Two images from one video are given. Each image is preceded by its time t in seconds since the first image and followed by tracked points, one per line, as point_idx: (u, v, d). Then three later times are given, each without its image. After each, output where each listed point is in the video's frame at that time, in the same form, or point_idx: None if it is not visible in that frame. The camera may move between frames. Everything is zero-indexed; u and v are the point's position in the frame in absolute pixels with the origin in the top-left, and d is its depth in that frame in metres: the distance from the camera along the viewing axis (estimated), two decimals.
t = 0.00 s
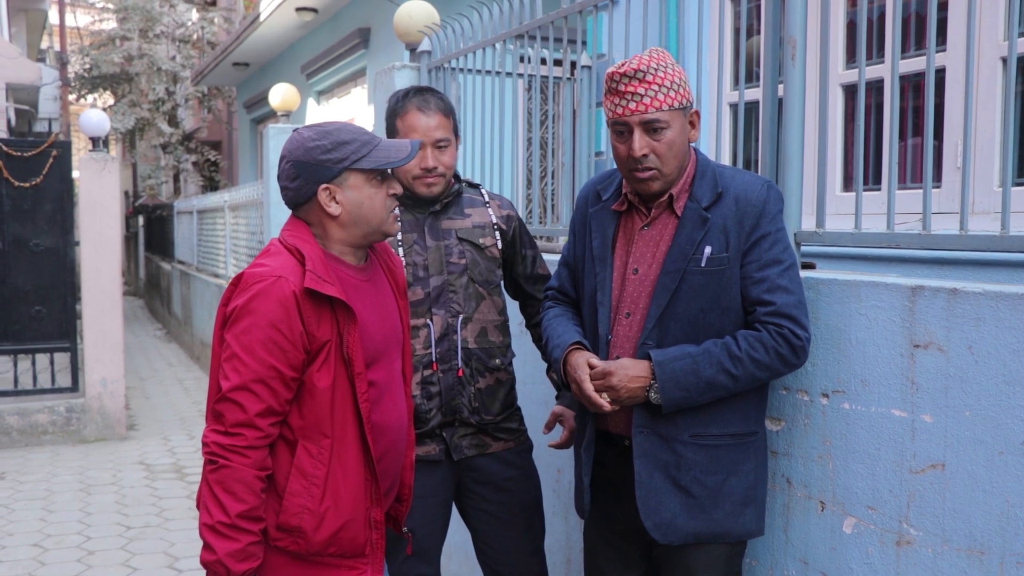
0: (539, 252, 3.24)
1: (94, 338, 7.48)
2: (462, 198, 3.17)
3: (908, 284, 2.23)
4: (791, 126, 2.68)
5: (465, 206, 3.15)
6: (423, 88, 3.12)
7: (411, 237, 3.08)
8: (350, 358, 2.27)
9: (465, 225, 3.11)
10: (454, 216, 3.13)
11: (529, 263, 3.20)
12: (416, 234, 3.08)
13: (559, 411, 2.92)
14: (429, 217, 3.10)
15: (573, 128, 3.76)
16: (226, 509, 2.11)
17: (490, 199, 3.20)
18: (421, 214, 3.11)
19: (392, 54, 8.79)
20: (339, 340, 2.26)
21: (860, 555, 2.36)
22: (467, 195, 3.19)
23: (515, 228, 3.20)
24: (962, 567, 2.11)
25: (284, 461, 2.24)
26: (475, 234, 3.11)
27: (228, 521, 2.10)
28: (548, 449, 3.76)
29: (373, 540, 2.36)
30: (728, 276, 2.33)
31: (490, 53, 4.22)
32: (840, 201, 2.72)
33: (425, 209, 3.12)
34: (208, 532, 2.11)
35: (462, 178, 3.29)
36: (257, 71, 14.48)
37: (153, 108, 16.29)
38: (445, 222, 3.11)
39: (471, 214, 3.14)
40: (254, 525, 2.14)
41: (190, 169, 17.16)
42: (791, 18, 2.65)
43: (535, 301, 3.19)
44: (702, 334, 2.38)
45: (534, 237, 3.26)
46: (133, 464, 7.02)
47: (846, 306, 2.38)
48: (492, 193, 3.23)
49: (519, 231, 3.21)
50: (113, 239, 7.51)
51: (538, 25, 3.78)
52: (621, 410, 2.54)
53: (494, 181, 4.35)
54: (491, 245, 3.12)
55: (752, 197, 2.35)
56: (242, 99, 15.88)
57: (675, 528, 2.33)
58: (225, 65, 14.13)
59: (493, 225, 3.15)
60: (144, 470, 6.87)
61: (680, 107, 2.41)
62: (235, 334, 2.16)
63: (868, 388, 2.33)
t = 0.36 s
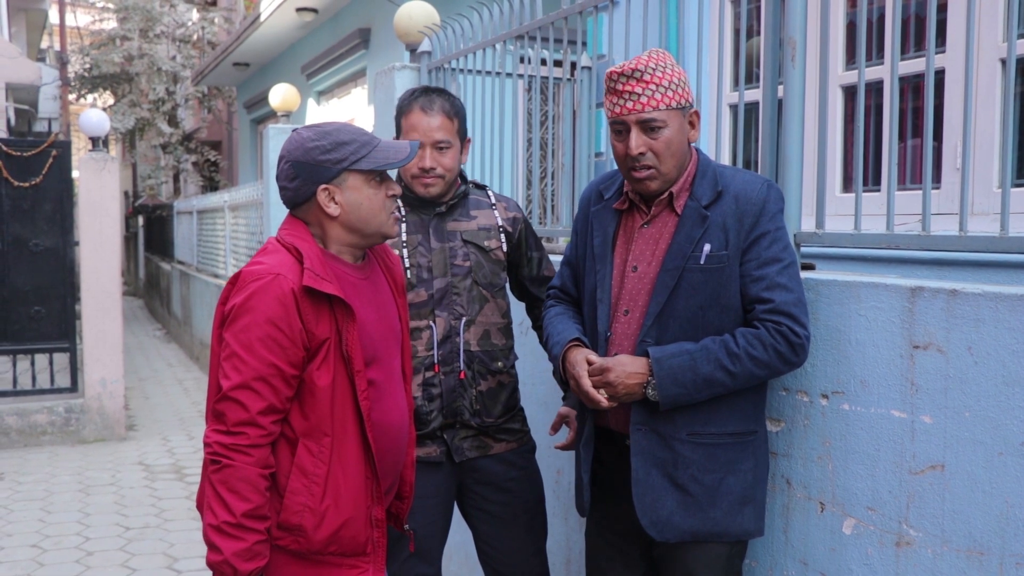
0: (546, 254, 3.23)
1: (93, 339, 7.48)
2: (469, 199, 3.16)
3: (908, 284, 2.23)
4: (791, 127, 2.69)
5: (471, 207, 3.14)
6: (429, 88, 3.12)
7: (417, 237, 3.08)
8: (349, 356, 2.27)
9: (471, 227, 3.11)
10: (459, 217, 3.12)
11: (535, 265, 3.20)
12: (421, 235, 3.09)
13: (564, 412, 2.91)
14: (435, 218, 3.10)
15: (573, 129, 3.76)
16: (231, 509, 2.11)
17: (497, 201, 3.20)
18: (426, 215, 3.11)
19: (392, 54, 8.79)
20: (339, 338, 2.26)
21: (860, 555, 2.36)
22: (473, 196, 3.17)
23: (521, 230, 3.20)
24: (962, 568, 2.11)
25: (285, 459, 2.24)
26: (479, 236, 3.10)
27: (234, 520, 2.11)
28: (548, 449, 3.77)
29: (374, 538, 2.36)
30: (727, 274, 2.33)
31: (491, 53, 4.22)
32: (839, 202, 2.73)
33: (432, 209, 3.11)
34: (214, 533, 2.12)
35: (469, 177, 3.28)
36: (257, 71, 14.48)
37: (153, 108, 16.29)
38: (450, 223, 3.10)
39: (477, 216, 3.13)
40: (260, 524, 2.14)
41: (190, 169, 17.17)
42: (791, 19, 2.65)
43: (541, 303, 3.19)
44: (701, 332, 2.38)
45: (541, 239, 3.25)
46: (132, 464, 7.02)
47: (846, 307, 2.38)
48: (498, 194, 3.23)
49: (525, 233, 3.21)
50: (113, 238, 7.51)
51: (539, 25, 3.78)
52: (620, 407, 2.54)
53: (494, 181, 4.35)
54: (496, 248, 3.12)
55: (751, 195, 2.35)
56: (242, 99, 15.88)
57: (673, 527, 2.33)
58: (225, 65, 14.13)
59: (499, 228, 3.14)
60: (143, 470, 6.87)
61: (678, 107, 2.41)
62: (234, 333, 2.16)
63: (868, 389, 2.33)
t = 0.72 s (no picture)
0: (544, 254, 3.24)
1: (90, 339, 7.47)
2: (466, 201, 3.16)
3: (905, 285, 2.23)
4: (788, 128, 2.69)
5: (468, 209, 3.14)
6: (426, 87, 3.11)
7: (415, 240, 3.08)
8: (347, 357, 2.27)
9: (468, 229, 3.11)
10: (457, 220, 3.11)
11: (534, 265, 3.20)
12: (419, 238, 3.08)
13: (562, 412, 2.89)
14: (432, 221, 3.10)
15: (570, 130, 3.76)
16: (232, 512, 2.10)
17: (495, 203, 3.19)
18: (424, 217, 3.11)
19: (390, 55, 8.79)
20: (337, 340, 2.26)
21: (857, 556, 2.36)
22: (470, 198, 3.17)
23: (520, 231, 3.20)
24: (958, 569, 2.11)
25: (282, 461, 2.24)
26: (478, 238, 3.11)
27: (234, 523, 2.10)
28: (545, 450, 3.77)
29: (371, 539, 2.36)
30: (725, 274, 2.33)
31: (489, 54, 4.22)
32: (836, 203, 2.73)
33: (428, 213, 3.11)
34: (214, 536, 2.11)
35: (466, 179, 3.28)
36: (254, 71, 14.48)
37: (150, 108, 16.27)
38: (448, 226, 3.10)
39: (475, 217, 3.13)
40: (258, 527, 2.13)
41: (187, 169, 17.16)
42: (788, 21, 2.66)
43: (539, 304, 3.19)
44: (699, 331, 2.38)
45: (539, 239, 3.26)
46: (129, 465, 7.01)
47: (843, 309, 2.38)
48: (496, 196, 3.22)
49: (524, 233, 3.21)
50: (110, 238, 7.50)
51: (537, 26, 3.78)
52: (617, 406, 2.55)
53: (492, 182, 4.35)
54: (494, 250, 3.12)
55: (750, 196, 2.35)
56: (240, 100, 15.88)
57: (668, 526, 2.33)
58: (222, 66, 14.13)
59: (497, 229, 3.14)
60: (139, 471, 6.86)
61: (677, 107, 2.41)
62: (232, 335, 2.15)
63: (865, 390, 2.33)
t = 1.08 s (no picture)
0: (538, 255, 3.25)
1: (90, 340, 7.47)
2: (460, 202, 3.17)
3: (904, 287, 2.23)
4: (788, 130, 2.70)
5: (463, 210, 3.14)
6: (421, 88, 3.14)
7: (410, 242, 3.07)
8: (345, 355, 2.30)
9: (463, 230, 3.10)
10: (452, 221, 3.12)
11: (528, 266, 3.22)
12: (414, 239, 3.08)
13: (557, 412, 2.92)
14: (427, 221, 3.10)
15: (569, 131, 3.76)
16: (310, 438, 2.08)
17: (489, 203, 3.19)
18: (419, 219, 3.11)
19: (389, 56, 8.79)
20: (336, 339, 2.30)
21: (856, 558, 2.36)
22: (464, 199, 3.18)
23: (514, 232, 3.20)
24: (957, 571, 2.11)
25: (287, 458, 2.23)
26: (473, 239, 3.10)
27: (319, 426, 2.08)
28: (544, 451, 3.77)
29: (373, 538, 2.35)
30: (725, 275, 2.33)
31: (488, 56, 4.23)
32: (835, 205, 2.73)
33: (423, 213, 3.11)
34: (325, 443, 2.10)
35: (460, 181, 3.29)
36: (254, 72, 14.48)
37: (150, 109, 16.26)
38: (443, 227, 3.11)
39: (469, 219, 3.13)
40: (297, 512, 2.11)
41: (187, 170, 17.16)
42: (787, 22, 2.66)
43: (535, 304, 3.20)
44: (698, 333, 2.38)
45: (532, 240, 3.26)
46: (128, 466, 7.01)
47: (842, 310, 2.39)
48: (491, 197, 3.22)
49: (518, 234, 3.21)
50: (110, 239, 7.50)
51: (536, 28, 3.79)
52: (616, 407, 2.55)
53: (491, 183, 4.35)
54: (489, 251, 3.12)
55: (750, 197, 2.35)
56: (239, 101, 15.89)
57: (666, 528, 2.34)
58: (222, 66, 14.14)
59: (492, 231, 3.14)
60: (139, 472, 6.86)
61: (676, 109, 2.42)
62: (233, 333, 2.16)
63: (864, 392, 2.33)
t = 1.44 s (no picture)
0: (530, 255, 3.25)
1: (89, 340, 7.47)
2: (453, 203, 3.17)
3: (900, 288, 2.24)
4: (786, 131, 2.70)
5: (456, 211, 3.15)
6: (415, 89, 3.13)
7: (403, 244, 3.07)
8: (346, 356, 2.28)
9: (456, 231, 3.11)
10: (445, 222, 3.12)
11: (520, 266, 3.21)
12: (408, 242, 3.08)
13: (552, 411, 2.90)
14: (420, 223, 3.10)
15: (567, 132, 3.76)
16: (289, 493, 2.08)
17: (481, 204, 3.20)
18: (412, 220, 3.11)
19: (389, 57, 8.80)
20: (335, 340, 2.27)
21: (853, 558, 2.37)
22: (456, 200, 3.19)
23: (506, 232, 3.21)
24: (953, 571, 2.11)
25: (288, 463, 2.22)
26: (465, 239, 3.11)
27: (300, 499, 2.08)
28: (542, 452, 3.78)
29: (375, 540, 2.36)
30: (722, 278, 2.34)
31: (487, 57, 4.24)
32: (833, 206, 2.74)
33: (416, 215, 3.11)
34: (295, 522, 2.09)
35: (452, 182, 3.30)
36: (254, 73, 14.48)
37: (150, 109, 16.27)
38: (436, 228, 3.11)
39: (461, 220, 3.14)
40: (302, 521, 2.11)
41: (187, 170, 17.16)
42: (785, 23, 2.66)
43: (527, 304, 3.20)
44: (695, 335, 2.38)
45: (524, 240, 3.27)
46: (127, 466, 7.01)
47: (839, 311, 2.39)
48: (482, 197, 3.24)
49: (510, 235, 3.22)
50: (109, 240, 7.51)
51: (535, 29, 3.80)
52: (612, 409, 2.55)
53: (490, 184, 4.37)
54: (482, 251, 3.13)
55: (749, 200, 2.35)
56: (239, 101, 15.93)
57: (661, 529, 2.34)
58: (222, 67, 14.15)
59: (484, 231, 3.15)
60: (138, 472, 6.86)
61: (651, 115, 2.41)
62: (233, 338, 2.14)
63: (861, 393, 2.34)
